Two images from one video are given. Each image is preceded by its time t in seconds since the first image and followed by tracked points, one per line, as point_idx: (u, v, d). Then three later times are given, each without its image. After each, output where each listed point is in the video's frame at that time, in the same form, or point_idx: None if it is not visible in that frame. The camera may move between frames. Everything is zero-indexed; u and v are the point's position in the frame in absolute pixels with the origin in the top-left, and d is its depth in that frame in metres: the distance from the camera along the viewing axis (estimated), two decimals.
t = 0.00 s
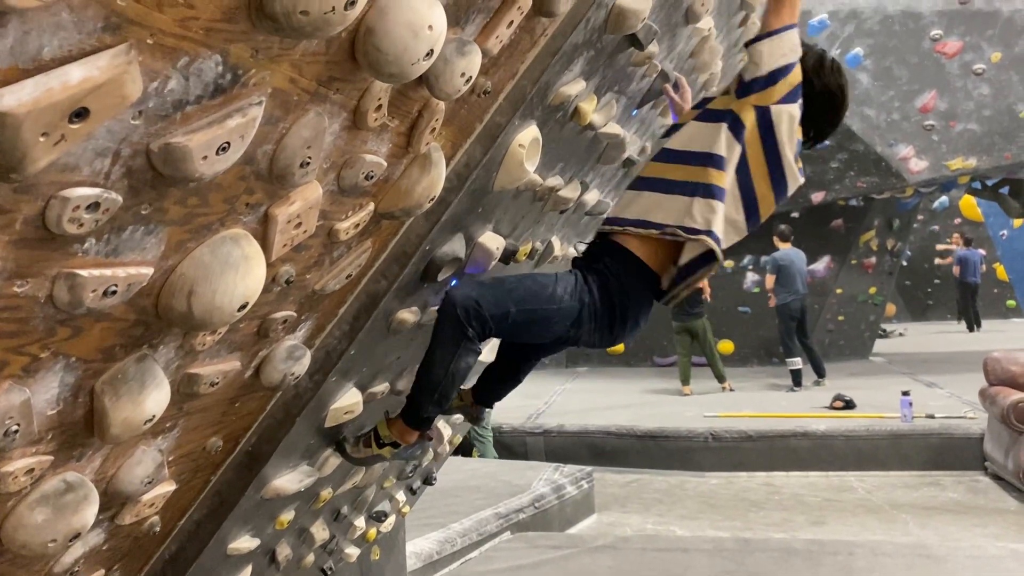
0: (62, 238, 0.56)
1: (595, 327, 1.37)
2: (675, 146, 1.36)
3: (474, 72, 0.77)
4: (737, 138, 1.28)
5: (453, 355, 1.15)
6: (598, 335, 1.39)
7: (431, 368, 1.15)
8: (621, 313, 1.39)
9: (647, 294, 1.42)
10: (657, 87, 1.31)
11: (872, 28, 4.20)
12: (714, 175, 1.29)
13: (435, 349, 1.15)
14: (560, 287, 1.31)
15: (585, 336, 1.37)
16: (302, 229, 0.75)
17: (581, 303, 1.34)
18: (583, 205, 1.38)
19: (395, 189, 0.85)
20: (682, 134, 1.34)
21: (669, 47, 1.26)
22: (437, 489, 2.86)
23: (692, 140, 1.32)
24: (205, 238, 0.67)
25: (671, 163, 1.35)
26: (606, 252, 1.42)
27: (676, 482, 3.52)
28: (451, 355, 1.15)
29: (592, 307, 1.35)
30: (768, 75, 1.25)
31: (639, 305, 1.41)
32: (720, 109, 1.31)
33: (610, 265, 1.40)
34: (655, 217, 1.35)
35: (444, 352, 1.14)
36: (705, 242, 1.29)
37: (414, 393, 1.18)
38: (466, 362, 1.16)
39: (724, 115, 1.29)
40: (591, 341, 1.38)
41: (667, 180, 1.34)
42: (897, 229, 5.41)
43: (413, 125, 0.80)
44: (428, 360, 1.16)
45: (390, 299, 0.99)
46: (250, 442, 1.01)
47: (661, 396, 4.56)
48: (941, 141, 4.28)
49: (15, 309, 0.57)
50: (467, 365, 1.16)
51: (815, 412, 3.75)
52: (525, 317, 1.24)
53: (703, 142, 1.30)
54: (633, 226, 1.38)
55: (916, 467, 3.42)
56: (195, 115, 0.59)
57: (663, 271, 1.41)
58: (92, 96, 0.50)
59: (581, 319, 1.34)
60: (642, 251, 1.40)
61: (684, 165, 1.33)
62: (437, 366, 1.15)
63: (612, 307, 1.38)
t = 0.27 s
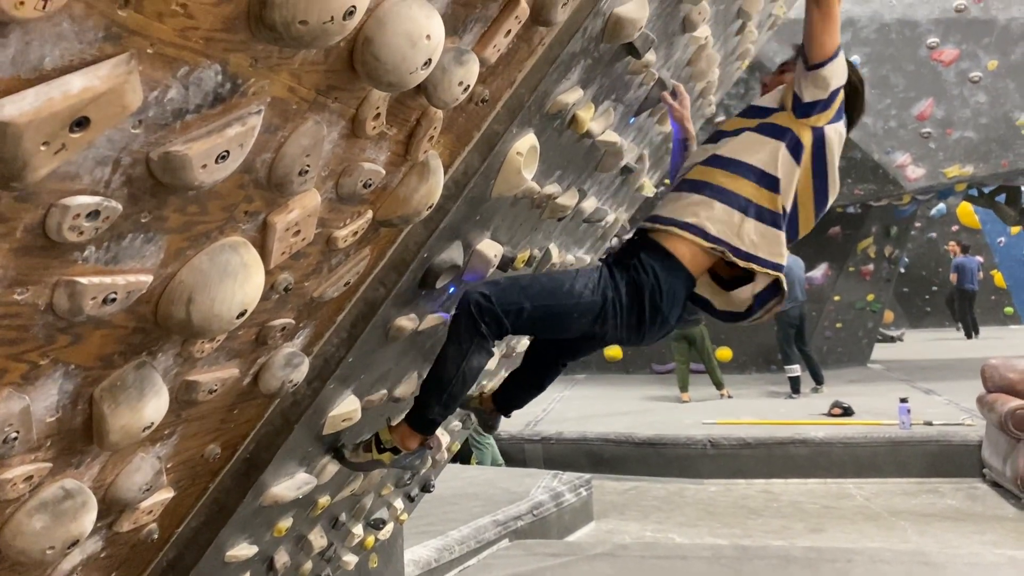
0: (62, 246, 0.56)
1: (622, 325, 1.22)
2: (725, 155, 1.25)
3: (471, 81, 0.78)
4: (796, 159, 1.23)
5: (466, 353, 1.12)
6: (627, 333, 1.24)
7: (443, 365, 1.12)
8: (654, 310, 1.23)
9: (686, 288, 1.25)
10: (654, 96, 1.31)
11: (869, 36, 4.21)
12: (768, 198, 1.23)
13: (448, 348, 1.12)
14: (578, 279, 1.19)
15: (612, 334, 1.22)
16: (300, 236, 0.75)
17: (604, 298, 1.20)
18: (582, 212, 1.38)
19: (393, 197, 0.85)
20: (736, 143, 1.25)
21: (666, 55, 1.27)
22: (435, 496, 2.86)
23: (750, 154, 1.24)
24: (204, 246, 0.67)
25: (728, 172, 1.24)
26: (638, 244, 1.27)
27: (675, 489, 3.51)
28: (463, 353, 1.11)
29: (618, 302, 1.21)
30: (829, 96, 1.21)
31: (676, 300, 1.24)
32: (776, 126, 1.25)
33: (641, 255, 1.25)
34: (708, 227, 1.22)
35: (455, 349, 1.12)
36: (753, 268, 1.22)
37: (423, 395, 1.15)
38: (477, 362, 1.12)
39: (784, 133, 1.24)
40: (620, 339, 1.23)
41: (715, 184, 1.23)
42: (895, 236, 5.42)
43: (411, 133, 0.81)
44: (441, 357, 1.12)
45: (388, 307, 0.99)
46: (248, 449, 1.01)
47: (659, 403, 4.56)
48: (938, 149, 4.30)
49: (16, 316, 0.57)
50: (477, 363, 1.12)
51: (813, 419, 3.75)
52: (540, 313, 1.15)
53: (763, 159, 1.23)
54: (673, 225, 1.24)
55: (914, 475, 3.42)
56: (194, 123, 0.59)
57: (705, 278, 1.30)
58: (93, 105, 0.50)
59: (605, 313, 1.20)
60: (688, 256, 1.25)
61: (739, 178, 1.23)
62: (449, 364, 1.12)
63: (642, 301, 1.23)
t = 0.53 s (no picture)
0: (64, 253, 0.57)
1: (637, 314, 1.23)
2: (730, 150, 1.23)
3: (471, 89, 0.78)
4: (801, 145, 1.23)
5: (471, 365, 1.16)
6: (643, 322, 1.24)
7: (447, 377, 1.16)
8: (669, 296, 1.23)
9: (699, 277, 1.26)
10: (652, 104, 1.32)
11: (866, 44, 4.24)
12: (772, 191, 1.22)
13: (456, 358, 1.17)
14: (584, 274, 1.20)
15: (627, 323, 1.23)
16: (301, 244, 0.76)
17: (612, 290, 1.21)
18: (580, 220, 1.39)
19: (393, 204, 0.85)
20: (738, 135, 1.24)
21: (664, 64, 1.28)
22: (434, 504, 2.85)
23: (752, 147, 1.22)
24: (205, 253, 0.67)
25: (731, 167, 1.22)
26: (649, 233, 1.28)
27: (673, 496, 3.51)
28: (468, 365, 1.16)
29: (628, 291, 1.22)
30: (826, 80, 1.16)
31: (690, 287, 1.25)
32: (773, 116, 1.23)
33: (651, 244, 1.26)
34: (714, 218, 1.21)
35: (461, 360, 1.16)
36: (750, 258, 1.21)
37: (425, 406, 1.19)
38: (479, 378, 1.16)
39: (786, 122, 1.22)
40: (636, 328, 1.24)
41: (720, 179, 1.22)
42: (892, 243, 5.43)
43: (411, 141, 0.81)
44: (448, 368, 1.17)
45: (388, 314, 0.99)
46: (247, 456, 1.01)
47: (658, 410, 4.56)
48: (935, 157, 4.33)
49: (18, 323, 0.58)
50: (483, 376, 1.16)
51: (812, 427, 3.75)
52: (547, 309, 1.17)
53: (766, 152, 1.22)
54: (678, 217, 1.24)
55: (913, 482, 3.42)
56: (196, 132, 0.59)
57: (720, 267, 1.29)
58: (96, 114, 0.51)
59: (616, 303, 1.21)
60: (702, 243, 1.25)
61: (742, 173, 1.22)
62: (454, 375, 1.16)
63: (655, 290, 1.23)
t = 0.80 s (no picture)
0: (65, 268, 0.57)
1: (659, 346, 1.32)
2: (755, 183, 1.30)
3: (470, 103, 0.79)
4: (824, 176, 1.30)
5: (485, 398, 1.33)
6: (665, 352, 1.33)
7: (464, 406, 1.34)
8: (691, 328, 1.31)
9: (719, 309, 1.34)
10: (650, 115, 1.33)
11: (863, 55, 4.29)
12: (799, 220, 1.29)
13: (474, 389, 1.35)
14: (602, 310, 1.28)
15: (647, 354, 1.32)
16: (300, 256, 0.76)
17: (632, 325, 1.28)
18: (579, 230, 1.39)
19: (392, 217, 0.86)
20: (762, 167, 1.31)
21: (662, 76, 1.29)
22: (432, 514, 2.85)
23: (779, 178, 1.29)
24: (204, 267, 0.68)
25: (758, 199, 1.29)
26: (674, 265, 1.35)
27: (672, 506, 3.51)
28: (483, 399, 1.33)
29: (650, 326, 1.30)
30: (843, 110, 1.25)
31: (709, 320, 1.33)
32: (798, 147, 1.30)
33: (676, 278, 1.33)
34: (737, 253, 1.28)
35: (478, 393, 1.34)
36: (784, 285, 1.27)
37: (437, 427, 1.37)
38: (489, 412, 1.33)
39: (811, 154, 1.30)
40: (657, 358, 1.33)
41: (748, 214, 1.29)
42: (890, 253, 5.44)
43: (410, 154, 0.82)
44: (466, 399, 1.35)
45: (387, 325, 1.00)
46: (245, 468, 1.02)
47: (656, 419, 4.56)
48: (932, 166, 4.32)
49: (17, 336, 0.58)
50: (496, 411, 1.33)
51: (810, 436, 3.75)
52: (566, 348, 1.27)
53: (793, 183, 1.29)
54: (703, 252, 1.31)
55: (911, 492, 3.42)
56: (197, 147, 0.60)
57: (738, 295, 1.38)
58: (98, 130, 0.51)
59: (639, 336, 1.29)
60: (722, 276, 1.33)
61: (769, 204, 1.29)
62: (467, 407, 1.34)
63: (678, 322, 1.31)
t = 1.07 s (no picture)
0: (61, 280, 0.57)
1: (662, 345, 1.27)
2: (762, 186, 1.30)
3: (467, 114, 0.79)
4: (828, 188, 1.31)
5: (491, 416, 1.29)
6: (669, 351, 1.28)
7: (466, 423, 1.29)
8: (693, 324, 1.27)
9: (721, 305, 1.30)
10: (647, 125, 1.33)
11: (859, 63, 4.29)
12: (797, 228, 1.30)
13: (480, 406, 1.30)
14: (597, 316, 1.25)
15: (652, 355, 1.27)
16: (297, 266, 0.76)
17: (629, 324, 1.25)
18: (576, 239, 1.40)
19: (390, 227, 0.86)
20: (770, 171, 1.31)
21: (659, 85, 1.29)
22: (428, 523, 2.84)
23: (785, 184, 1.29)
24: (201, 278, 0.68)
25: (764, 201, 1.29)
26: (673, 262, 1.32)
27: (669, 516, 3.50)
28: (489, 417, 1.29)
29: (650, 323, 1.26)
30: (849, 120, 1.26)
31: (711, 316, 1.29)
32: (806, 155, 1.31)
33: (674, 274, 1.30)
34: (739, 253, 1.27)
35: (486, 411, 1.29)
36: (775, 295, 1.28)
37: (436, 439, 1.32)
38: (493, 433, 1.28)
39: (817, 163, 1.30)
40: (662, 359, 1.28)
41: (752, 215, 1.28)
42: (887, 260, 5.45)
43: (408, 164, 0.82)
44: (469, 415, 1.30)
45: (384, 334, 1.00)
46: (242, 478, 1.02)
47: (654, 428, 4.55)
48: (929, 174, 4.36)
49: (13, 350, 0.58)
50: (500, 431, 1.28)
51: (808, 445, 3.75)
52: (571, 362, 1.24)
53: (800, 190, 1.29)
54: (703, 250, 1.29)
55: (908, 500, 3.41)
56: (194, 159, 0.60)
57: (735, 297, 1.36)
58: (95, 143, 0.51)
59: (637, 335, 1.25)
60: (724, 277, 1.31)
61: (774, 208, 1.29)
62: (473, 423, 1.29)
63: (678, 318, 1.27)
